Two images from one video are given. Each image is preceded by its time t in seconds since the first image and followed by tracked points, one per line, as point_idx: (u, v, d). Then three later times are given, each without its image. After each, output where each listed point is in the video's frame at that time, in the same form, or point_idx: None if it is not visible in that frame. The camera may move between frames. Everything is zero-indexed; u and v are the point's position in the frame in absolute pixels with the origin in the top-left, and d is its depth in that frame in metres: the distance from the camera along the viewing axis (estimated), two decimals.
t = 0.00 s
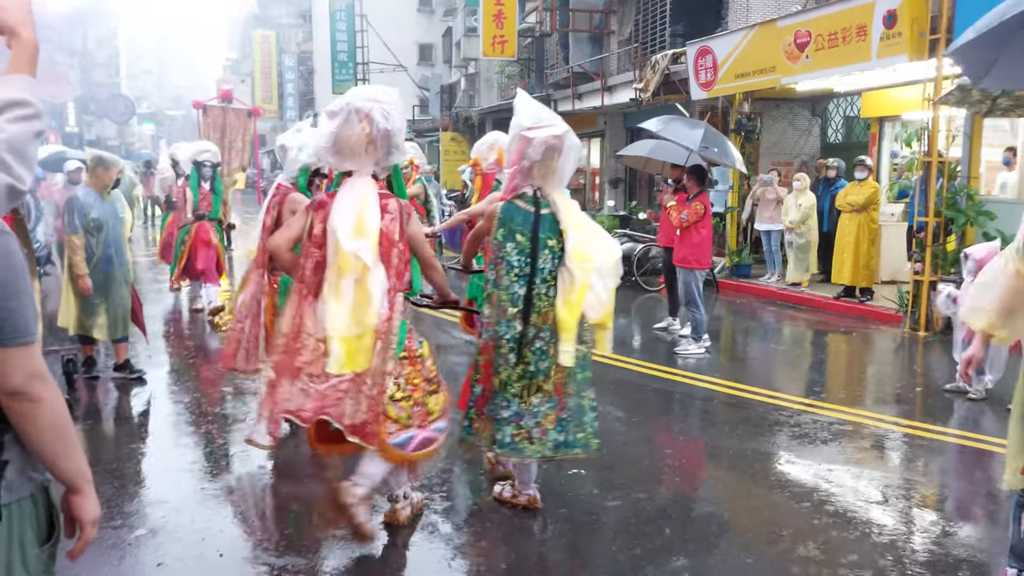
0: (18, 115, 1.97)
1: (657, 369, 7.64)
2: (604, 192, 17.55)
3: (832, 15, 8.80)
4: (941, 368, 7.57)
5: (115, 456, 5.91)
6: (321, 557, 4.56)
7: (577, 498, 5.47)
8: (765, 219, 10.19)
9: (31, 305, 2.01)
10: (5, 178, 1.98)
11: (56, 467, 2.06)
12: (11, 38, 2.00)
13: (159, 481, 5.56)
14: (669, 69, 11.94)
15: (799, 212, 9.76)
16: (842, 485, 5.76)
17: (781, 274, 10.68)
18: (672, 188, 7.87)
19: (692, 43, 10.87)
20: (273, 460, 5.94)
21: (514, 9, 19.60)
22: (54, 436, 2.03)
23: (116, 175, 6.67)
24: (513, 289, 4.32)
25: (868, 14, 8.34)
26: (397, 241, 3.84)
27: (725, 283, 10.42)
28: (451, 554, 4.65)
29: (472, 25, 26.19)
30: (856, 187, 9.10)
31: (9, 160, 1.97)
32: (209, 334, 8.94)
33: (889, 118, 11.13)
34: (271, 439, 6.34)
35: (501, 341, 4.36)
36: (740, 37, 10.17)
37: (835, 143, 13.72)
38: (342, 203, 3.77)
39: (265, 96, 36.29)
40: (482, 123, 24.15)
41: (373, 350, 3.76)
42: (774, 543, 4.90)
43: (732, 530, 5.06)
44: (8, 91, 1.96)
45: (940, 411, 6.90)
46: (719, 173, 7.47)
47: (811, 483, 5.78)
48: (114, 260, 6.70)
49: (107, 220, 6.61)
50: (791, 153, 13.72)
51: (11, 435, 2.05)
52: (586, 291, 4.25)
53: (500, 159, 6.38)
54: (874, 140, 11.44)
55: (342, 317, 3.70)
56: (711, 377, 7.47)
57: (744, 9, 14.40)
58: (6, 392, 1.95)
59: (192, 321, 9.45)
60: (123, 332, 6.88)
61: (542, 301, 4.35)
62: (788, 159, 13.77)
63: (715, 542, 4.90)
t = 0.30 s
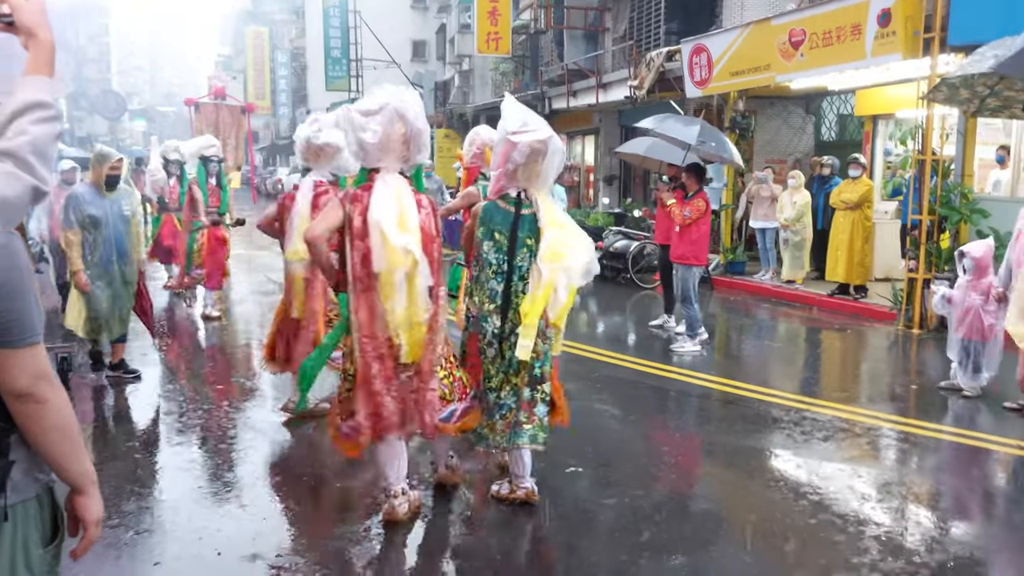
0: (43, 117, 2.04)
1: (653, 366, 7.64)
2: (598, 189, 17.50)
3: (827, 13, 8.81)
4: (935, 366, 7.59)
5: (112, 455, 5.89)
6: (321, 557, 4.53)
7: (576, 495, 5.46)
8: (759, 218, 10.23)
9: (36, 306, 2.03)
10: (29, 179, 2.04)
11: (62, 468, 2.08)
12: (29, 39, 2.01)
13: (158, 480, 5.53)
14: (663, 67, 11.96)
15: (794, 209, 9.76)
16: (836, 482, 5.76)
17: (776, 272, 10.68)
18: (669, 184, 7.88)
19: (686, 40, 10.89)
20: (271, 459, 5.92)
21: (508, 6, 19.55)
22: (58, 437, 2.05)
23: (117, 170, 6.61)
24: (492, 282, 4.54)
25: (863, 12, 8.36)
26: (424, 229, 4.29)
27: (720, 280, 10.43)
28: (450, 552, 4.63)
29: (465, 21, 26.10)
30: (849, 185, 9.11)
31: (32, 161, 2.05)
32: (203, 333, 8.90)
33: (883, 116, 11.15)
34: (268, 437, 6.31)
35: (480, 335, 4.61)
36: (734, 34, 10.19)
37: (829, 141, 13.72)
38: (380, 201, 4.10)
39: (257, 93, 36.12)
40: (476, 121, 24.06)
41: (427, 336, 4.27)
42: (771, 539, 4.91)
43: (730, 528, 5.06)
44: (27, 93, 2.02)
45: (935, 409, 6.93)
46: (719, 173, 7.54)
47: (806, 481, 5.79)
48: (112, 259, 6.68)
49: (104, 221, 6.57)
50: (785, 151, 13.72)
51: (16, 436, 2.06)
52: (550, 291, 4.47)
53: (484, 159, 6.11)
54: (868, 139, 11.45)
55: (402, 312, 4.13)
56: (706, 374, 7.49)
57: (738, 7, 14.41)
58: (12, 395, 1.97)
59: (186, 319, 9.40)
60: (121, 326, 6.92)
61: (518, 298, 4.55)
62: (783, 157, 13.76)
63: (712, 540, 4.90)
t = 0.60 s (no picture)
0: (61, 124, 2.05)
1: (653, 367, 7.58)
2: (597, 189, 17.45)
3: (828, 14, 8.78)
4: (935, 367, 7.56)
5: (110, 457, 5.87)
6: (322, 559, 4.51)
7: (574, 496, 5.44)
8: (759, 218, 10.20)
9: (48, 310, 1.97)
10: (51, 188, 2.04)
11: (73, 471, 2.04)
12: (46, 48, 2.10)
13: (160, 483, 5.51)
14: (662, 67, 11.89)
15: (794, 210, 9.74)
16: (838, 484, 5.73)
17: (776, 273, 10.65)
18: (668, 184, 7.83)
19: (686, 40, 10.84)
20: (268, 460, 5.89)
21: (508, 7, 19.52)
22: (70, 442, 2.01)
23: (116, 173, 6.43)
24: (488, 277, 4.79)
25: (863, 12, 8.33)
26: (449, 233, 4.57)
27: (721, 283, 10.38)
28: (449, 553, 4.62)
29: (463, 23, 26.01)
30: (850, 186, 9.09)
31: (53, 168, 2.04)
32: (202, 334, 8.89)
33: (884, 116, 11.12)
34: (264, 439, 6.29)
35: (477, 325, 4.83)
36: (735, 34, 10.15)
37: (828, 141, 13.68)
38: (409, 207, 4.39)
39: (259, 95, 36.11)
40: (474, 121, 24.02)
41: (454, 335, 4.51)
42: (773, 541, 4.88)
43: (734, 529, 5.03)
44: (47, 101, 2.04)
45: (936, 410, 6.89)
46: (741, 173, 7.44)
47: (807, 483, 5.75)
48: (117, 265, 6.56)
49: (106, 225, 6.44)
50: (784, 151, 13.68)
51: (28, 440, 2.02)
52: (544, 286, 4.60)
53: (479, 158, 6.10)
54: (869, 139, 11.42)
55: (435, 310, 4.36)
56: (705, 375, 7.44)
57: (738, 7, 14.39)
58: (21, 397, 1.92)
59: (185, 320, 9.38)
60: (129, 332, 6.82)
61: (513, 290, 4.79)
62: (781, 157, 13.72)
63: (714, 541, 4.87)
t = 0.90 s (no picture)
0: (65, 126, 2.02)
1: (653, 368, 7.56)
2: (598, 190, 17.45)
3: (828, 15, 8.78)
4: (936, 369, 7.55)
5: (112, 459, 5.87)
6: (325, 560, 4.52)
7: (575, 498, 5.43)
8: (760, 219, 10.21)
9: (50, 315, 1.95)
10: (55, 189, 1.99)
11: (75, 475, 2.03)
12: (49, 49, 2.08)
13: (161, 484, 5.51)
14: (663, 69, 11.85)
15: (794, 212, 9.77)
16: (839, 486, 5.73)
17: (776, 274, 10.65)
18: (669, 187, 7.83)
19: (687, 42, 10.85)
20: (269, 462, 5.88)
21: (509, 9, 19.53)
22: (74, 447, 1.99)
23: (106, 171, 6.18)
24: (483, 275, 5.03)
25: (863, 14, 8.33)
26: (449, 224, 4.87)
27: (723, 284, 10.36)
28: (450, 555, 4.61)
29: (464, 23, 25.97)
30: (851, 187, 9.10)
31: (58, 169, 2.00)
32: (203, 335, 8.89)
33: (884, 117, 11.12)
34: (266, 441, 6.28)
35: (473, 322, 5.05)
36: (735, 37, 10.16)
37: (828, 142, 13.68)
38: (415, 201, 4.68)
39: (260, 96, 36.11)
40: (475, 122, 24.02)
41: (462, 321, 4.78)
42: (774, 543, 4.87)
43: (736, 531, 5.02)
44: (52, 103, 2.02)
45: (937, 411, 6.88)
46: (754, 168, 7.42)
47: (808, 484, 5.75)
48: (110, 266, 6.26)
49: (99, 223, 6.18)
50: (785, 153, 13.68)
51: (30, 443, 2.01)
52: (541, 282, 4.89)
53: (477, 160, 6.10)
54: (870, 141, 11.42)
55: (445, 295, 4.66)
56: (707, 377, 7.43)
57: (739, 9, 14.40)
58: (23, 401, 1.91)
59: (186, 321, 9.38)
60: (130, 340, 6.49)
61: (509, 287, 5.01)
62: (782, 158, 13.73)
63: (716, 542, 4.87)
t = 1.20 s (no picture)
0: (59, 124, 2.03)
1: (654, 371, 7.56)
2: (597, 193, 17.47)
3: (827, 18, 8.81)
4: (936, 371, 7.57)
5: (114, 463, 5.87)
6: (326, 564, 4.52)
7: (576, 502, 5.43)
8: (760, 222, 10.24)
9: (50, 317, 1.95)
10: (46, 186, 1.99)
11: (77, 479, 2.03)
12: (46, 48, 2.08)
13: (162, 488, 5.51)
14: (663, 72, 11.83)
15: (794, 213, 9.81)
16: (840, 488, 5.74)
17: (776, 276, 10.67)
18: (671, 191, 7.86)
19: (686, 45, 10.87)
20: (271, 466, 5.89)
21: (509, 12, 19.55)
22: (73, 452, 1.99)
23: (106, 176, 5.86)
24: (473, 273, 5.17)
25: (863, 17, 8.34)
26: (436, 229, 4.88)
27: (723, 287, 10.37)
28: (451, 559, 4.62)
29: (465, 27, 25.94)
30: (851, 190, 9.13)
31: (49, 166, 2.00)
32: (205, 339, 8.88)
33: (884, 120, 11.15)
34: (268, 446, 6.27)
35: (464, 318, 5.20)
36: (734, 40, 10.17)
37: (828, 145, 13.70)
38: (400, 208, 4.69)
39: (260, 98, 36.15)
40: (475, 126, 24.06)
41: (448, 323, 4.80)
42: (774, 547, 4.86)
43: (738, 534, 5.03)
44: (46, 101, 2.02)
45: (937, 414, 6.89)
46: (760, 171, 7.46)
47: (809, 487, 5.76)
48: (104, 278, 5.91)
49: (94, 233, 5.83)
50: (784, 155, 13.71)
51: (29, 447, 2.01)
52: (524, 279, 4.96)
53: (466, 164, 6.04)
54: (869, 143, 11.46)
55: (429, 299, 4.68)
56: (707, 380, 7.43)
57: (738, 12, 14.43)
58: (22, 405, 1.90)
59: (188, 324, 9.40)
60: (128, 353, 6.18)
61: (496, 284, 5.13)
62: (781, 161, 13.75)
63: (718, 545, 4.88)
